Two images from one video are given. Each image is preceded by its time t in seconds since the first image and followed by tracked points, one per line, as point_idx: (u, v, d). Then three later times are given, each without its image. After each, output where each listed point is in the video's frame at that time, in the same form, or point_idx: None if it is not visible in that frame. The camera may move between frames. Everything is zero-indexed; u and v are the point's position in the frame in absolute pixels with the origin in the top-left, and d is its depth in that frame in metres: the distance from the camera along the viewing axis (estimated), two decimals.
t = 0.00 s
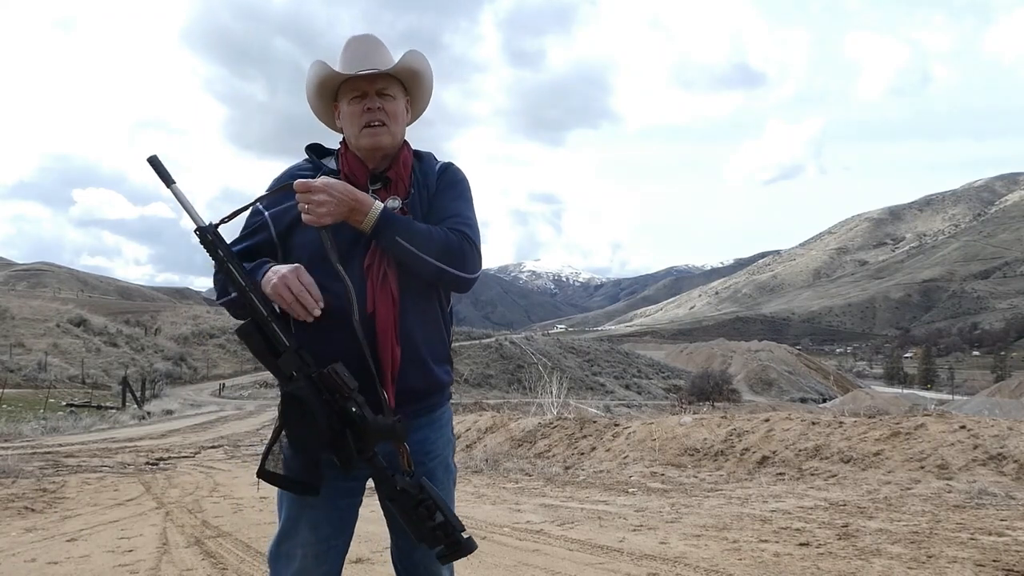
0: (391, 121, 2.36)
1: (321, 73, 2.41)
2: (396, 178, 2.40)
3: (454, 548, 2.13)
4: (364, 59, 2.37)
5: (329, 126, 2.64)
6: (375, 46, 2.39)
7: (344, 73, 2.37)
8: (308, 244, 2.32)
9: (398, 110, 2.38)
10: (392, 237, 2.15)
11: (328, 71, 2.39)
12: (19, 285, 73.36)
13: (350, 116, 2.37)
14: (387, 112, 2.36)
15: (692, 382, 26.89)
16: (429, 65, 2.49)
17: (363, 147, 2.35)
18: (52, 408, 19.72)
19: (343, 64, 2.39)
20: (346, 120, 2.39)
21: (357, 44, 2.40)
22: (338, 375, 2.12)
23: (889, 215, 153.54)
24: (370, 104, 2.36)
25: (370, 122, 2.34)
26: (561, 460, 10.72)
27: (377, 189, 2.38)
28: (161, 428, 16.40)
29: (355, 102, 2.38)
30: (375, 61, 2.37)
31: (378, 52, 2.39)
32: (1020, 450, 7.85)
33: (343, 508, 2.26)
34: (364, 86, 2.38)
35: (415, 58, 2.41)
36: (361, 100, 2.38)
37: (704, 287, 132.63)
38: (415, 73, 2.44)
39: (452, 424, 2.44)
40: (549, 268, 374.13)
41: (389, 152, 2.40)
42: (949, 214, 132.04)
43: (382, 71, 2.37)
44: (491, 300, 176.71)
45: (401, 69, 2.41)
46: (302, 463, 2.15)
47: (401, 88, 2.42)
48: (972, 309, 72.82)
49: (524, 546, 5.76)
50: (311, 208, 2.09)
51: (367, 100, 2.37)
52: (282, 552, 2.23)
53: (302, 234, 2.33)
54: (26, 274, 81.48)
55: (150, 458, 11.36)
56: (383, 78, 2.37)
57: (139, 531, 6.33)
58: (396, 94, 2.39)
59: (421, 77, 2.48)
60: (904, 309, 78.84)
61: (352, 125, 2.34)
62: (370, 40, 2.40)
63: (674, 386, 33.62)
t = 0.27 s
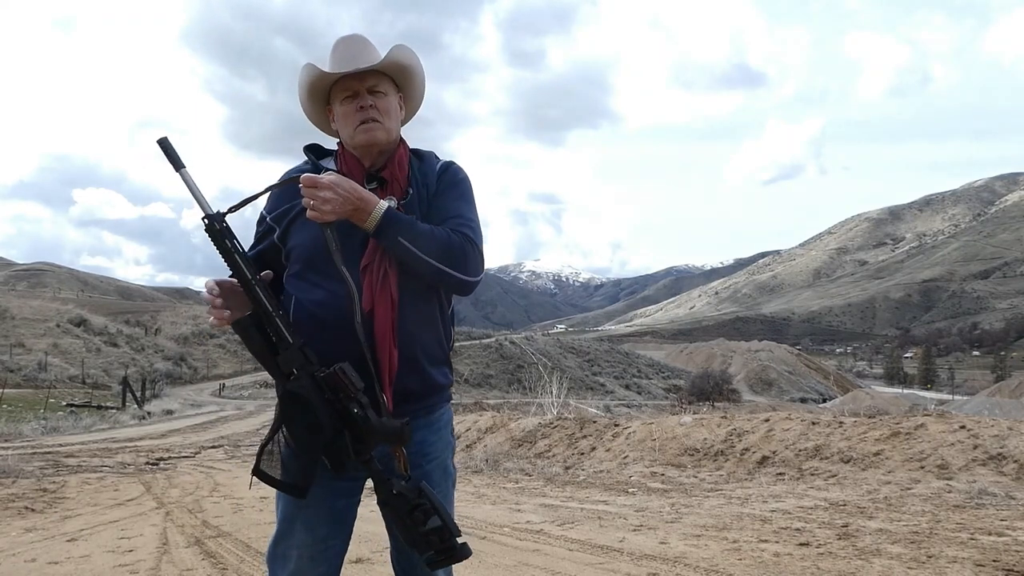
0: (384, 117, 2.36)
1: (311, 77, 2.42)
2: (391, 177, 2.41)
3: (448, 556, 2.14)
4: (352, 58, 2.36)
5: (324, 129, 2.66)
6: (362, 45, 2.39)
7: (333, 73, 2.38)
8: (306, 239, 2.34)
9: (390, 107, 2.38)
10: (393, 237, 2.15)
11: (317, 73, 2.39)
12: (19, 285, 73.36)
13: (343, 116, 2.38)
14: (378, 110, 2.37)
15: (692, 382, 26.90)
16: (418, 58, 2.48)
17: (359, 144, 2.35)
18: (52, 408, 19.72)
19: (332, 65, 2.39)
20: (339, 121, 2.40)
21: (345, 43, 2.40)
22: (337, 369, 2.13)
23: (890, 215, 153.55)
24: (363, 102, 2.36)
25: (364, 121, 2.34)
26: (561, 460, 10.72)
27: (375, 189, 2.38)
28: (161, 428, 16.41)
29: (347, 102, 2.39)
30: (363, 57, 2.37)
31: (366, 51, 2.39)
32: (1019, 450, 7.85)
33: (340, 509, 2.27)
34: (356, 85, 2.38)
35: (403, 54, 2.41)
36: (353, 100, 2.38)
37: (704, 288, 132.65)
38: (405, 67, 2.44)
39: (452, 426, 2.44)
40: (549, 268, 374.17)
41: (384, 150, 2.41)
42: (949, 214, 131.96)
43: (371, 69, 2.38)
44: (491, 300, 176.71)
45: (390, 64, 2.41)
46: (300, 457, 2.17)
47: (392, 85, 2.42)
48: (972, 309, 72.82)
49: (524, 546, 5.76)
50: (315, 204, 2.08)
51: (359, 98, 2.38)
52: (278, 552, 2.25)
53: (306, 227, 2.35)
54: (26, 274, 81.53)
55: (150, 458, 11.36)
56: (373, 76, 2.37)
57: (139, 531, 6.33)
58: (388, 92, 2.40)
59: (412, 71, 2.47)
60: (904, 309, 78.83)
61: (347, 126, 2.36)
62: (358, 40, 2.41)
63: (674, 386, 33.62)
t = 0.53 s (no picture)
0: (380, 117, 2.35)
1: (306, 80, 2.42)
2: (394, 176, 2.39)
3: (444, 558, 2.16)
4: (346, 59, 2.37)
5: (323, 133, 2.65)
6: (355, 46, 2.40)
7: (327, 77, 2.38)
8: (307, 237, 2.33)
9: (387, 105, 2.37)
10: (403, 242, 2.14)
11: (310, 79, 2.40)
12: (20, 285, 73.41)
13: (339, 117, 2.38)
14: (375, 108, 2.36)
15: (692, 382, 26.90)
16: (415, 57, 2.47)
17: (355, 145, 2.35)
18: (52, 408, 19.72)
19: (326, 69, 2.40)
20: (337, 124, 2.41)
21: (338, 46, 2.40)
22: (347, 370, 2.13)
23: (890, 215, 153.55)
24: (358, 103, 2.36)
25: (360, 121, 2.34)
26: (561, 460, 10.72)
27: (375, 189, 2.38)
28: (161, 428, 16.40)
29: (343, 103, 2.39)
30: (355, 59, 2.37)
31: (358, 51, 2.39)
32: (1019, 450, 7.84)
33: (334, 509, 2.26)
34: (351, 86, 2.38)
35: (397, 52, 2.40)
36: (348, 101, 2.38)
37: (704, 288, 132.69)
38: (399, 66, 2.43)
39: (449, 428, 2.44)
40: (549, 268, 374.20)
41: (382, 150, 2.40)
42: (949, 215, 131.95)
43: (367, 69, 2.37)
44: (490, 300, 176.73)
45: (383, 64, 2.39)
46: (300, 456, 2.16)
47: (387, 84, 2.42)
48: (972, 310, 72.82)
49: (524, 546, 5.76)
50: (327, 204, 2.06)
51: (354, 101, 2.37)
52: (273, 551, 2.25)
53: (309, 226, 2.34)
54: (26, 274, 81.58)
55: (150, 458, 11.36)
56: (368, 77, 2.37)
57: (139, 531, 6.33)
58: (383, 91, 2.39)
59: (406, 70, 2.46)
60: (904, 309, 78.84)
61: (344, 128, 2.36)
62: (351, 40, 2.40)
63: (674, 386, 33.63)
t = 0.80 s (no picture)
0: (379, 117, 2.35)
1: (304, 81, 2.40)
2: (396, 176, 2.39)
3: None
4: (343, 59, 2.36)
5: (318, 134, 2.64)
6: (351, 46, 2.38)
7: (325, 78, 2.37)
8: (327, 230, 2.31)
9: (385, 105, 2.37)
10: (447, 248, 2.22)
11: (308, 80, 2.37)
12: (20, 285, 73.48)
13: (339, 118, 2.38)
14: (375, 108, 2.35)
15: (692, 382, 26.92)
16: (412, 57, 2.48)
17: (354, 146, 2.35)
18: (52, 408, 19.73)
19: (322, 71, 2.38)
20: (336, 125, 2.40)
21: (337, 46, 2.39)
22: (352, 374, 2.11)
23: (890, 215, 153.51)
24: (357, 103, 2.35)
25: (359, 121, 2.33)
26: (560, 460, 10.72)
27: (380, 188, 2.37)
28: (161, 428, 16.41)
29: (341, 104, 2.38)
30: (352, 59, 2.36)
31: (355, 51, 2.38)
32: (1019, 450, 7.85)
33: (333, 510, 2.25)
34: (349, 86, 2.37)
35: (394, 51, 2.40)
36: (347, 102, 2.38)
37: (704, 288, 132.72)
38: (396, 65, 2.42)
39: (447, 428, 2.44)
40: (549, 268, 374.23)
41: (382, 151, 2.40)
42: (949, 215, 131.90)
43: (366, 69, 2.36)
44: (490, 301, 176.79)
45: (381, 64, 2.39)
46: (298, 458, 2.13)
47: (385, 84, 2.41)
48: (972, 310, 72.81)
49: (524, 546, 5.77)
50: (376, 204, 2.10)
51: (353, 100, 2.36)
52: (273, 551, 2.25)
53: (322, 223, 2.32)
54: (26, 274, 81.61)
55: (150, 458, 11.36)
56: (366, 76, 2.36)
57: (139, 531, 6.34)
58: (381, 91, 2.38)
59: (404, 69, 2.46)
60: (904, 309, 78.87)
61: (342, 128, 2.36)
62: (348, 41, 2.39)
63: (674, 386, 33.65)
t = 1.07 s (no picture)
0: (391, 118, 2.36)
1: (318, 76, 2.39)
2: (405, 180, 2.41)
3: None
4: (357, 58, 2.37)
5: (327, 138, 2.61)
6: (369, 47, 2.39)
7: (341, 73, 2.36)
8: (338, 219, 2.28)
9: (397, 107, 2.38)
10: (470, 285, 2.30)
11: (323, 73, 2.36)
12: (20, 285, 73.58)
13: (349, 116, 2.37)
14: (390, 109, 2.37)
15: (692, 382, 26.93)
16: (425, 64, 2.50)
17: (364, 145, 2.34)
18: (52, 408, 19.73)
19: (338, 66, 2.38)
20: (347, 121, 2.39)
21: (353, 46, 2.40)
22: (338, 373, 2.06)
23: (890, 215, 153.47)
24: (370, 101, 2.36)
25: (372, 118, 2.33)
26: (561, 460, 10.73)
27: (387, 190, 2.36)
28: (161, 428, 16.42)
29: (352, 101, 2.39)
30: (369, 59, 2.37)
31: (370, 51, 2.38)
32: (1019, 450, 7.85)
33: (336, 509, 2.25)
34: (363, 84, 2.38)
35: (409, 56, 2.43)
36: (361, 98, 2.38)
37: (704, 288, 132.77)
38: (411, 70, 2.45)
39: (446, 429, 2.46)
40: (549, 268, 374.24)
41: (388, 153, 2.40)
42: (949, 215, 131.91)
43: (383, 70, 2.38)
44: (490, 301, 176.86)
45: (396, 67, 2.41)
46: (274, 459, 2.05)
47: (398, 87, 2.43)
48: (972, 310, 72.83)
49: (525, 546, 5.77)
50: (416, 254, 2.07)
51: (367, 99, 2.37)
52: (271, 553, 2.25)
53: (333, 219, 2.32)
54: (26, 274, 81.69)
55: (150, 458, 11.37)
56: (382, 77, 2.38)
57: (139, 531, 6.34)
58: (395, 93, 2.40)
59: (417, 77, 2.49)
60: (904, 309, 78.91)
61: (352, 125, 2.35)
62: (362, 43, 2.41)
63: (674, 386, 33.65)
